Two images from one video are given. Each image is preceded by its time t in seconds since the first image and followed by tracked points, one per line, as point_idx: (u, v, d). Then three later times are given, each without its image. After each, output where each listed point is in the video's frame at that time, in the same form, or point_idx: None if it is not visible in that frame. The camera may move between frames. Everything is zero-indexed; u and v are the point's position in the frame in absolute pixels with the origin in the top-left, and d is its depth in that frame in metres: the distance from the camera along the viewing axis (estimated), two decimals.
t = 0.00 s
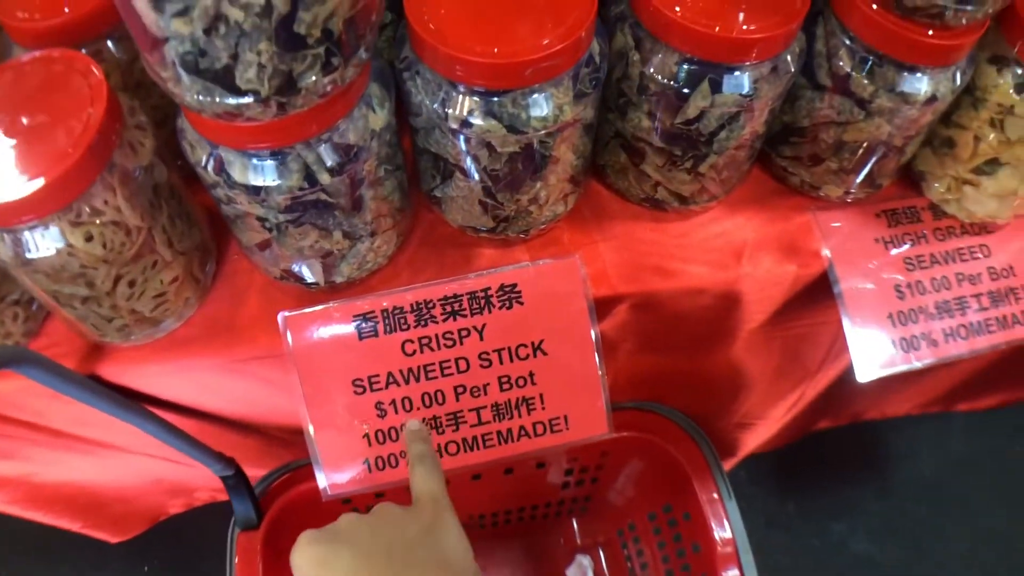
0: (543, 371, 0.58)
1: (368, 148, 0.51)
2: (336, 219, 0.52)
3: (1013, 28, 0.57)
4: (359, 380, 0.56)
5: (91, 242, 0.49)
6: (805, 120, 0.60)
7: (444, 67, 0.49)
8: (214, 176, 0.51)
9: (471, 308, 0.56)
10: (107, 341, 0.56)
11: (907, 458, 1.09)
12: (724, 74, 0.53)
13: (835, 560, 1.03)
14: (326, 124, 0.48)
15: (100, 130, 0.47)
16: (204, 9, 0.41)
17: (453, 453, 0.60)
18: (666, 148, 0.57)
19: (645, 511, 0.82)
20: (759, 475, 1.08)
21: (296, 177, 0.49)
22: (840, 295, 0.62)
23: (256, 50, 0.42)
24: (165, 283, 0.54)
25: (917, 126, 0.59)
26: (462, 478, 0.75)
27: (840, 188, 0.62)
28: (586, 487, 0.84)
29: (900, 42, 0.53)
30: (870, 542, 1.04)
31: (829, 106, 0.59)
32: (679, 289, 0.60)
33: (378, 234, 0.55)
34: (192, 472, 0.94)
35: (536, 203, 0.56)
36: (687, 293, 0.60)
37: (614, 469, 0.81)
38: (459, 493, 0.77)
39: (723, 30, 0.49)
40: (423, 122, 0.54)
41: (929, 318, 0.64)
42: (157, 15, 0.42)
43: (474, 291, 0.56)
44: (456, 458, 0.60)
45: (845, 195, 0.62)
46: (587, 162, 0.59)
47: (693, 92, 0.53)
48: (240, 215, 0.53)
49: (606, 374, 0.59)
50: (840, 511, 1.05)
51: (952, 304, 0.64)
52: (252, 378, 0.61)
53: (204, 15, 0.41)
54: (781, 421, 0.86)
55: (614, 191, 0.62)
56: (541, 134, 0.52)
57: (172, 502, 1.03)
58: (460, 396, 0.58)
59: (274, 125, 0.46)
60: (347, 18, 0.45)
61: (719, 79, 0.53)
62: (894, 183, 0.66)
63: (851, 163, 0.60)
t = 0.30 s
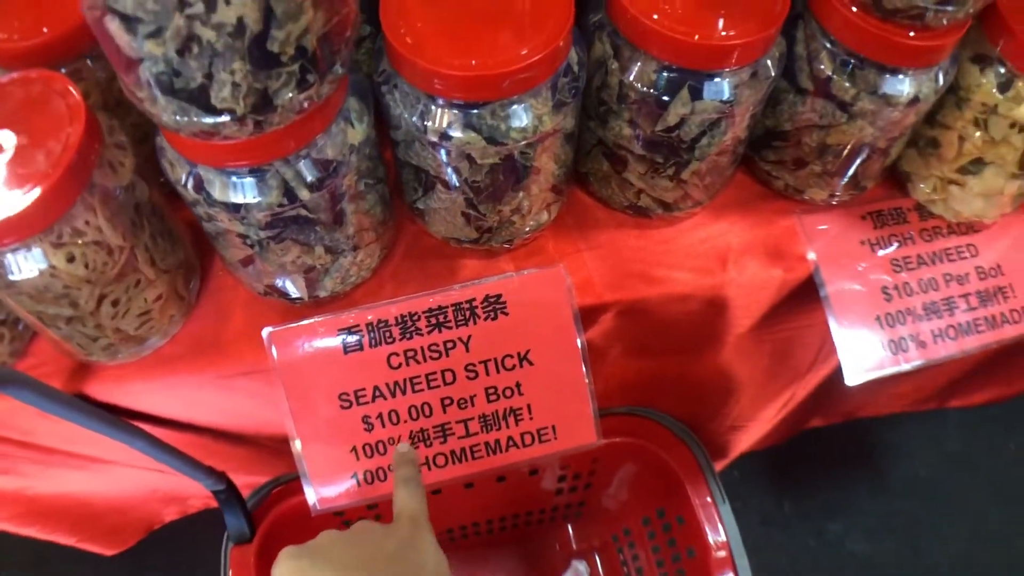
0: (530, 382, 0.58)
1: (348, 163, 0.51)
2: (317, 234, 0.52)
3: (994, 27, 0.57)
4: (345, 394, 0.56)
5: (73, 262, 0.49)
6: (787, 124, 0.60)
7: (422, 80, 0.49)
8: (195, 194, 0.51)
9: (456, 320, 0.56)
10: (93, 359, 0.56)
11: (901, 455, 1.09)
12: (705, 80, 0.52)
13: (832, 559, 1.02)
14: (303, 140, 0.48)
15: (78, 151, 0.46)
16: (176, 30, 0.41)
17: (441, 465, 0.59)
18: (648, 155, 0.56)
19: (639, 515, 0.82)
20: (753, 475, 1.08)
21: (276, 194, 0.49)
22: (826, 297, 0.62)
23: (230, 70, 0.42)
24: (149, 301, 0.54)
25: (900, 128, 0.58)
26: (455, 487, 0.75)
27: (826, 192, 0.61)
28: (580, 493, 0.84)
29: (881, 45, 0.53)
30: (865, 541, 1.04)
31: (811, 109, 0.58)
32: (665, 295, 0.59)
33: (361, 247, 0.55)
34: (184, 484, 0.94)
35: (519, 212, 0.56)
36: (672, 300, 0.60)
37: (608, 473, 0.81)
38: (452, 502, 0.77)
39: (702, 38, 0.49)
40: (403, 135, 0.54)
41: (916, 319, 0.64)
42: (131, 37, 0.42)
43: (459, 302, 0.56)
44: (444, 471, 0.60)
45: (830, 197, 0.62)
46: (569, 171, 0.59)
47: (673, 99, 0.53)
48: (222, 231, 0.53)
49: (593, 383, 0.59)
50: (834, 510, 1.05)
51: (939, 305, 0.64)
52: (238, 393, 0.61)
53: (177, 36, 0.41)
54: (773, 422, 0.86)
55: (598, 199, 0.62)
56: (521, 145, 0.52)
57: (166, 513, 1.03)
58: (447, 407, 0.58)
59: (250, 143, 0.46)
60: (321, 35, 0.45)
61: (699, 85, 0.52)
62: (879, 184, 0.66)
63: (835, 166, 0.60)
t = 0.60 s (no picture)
0: (489, 392, 0.58)
1: (290, 187, 0.52)
2: (265, 259, 0.53)
3: (930, 14, 0.57)
4: (305, 416, 0.56)
5: (24, 301, 0.49)
6: (731, 122, 0.60)
7: (360, 103, 0.49)
8: (141, 227, 0.51)
9: (412, 335, 0.56)
10: (53, 395, 0.56)
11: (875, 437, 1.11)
12: (642, 86, 0.53)
13: (813, 547, 1.03)
14: (242, 168, 0.48)
15: (20, 191, 0.46)
16: (103, 69, 0.41)
17: (406, 481, 0.59)
18: (592, 163, 0.57)
19: (616, 515, 0.83)
20: (729, 467, 1.09)
21: (220, 223, 0.49)
22: (779, 290, 0.61)
23: (161, 105, 0.42)
24: (104, 334, 0.54)
25: (842, 120, 0.59)
26: (429, 498, 0.75)
27: (774, 187, 0.62)
28: (556, 496, 0.84)
29: (817, 39, 0.53)
30: (844, 526, 1.04)
31: (752, 106, 0.59)
32: (619, 299, 0.60)
33: (312, 269, 0.56)
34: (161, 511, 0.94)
35: (468, 225, 0.56)
36: (626, 302, 0.61)
37: (581, 476, 0.81)
38: (427, 513, 0.77)
39: (640, 44, 0.50)
40: (346, 156, 0.54)
41: (871, 307, 0.63)
42: (59, 78, 0.42)
43: (414, 317, 0.56)
44: (409, 486, 0.60)
45: (778, 192, 0.62)
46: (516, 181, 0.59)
47: (612, 106, 0.53)
48: (171, 262, 0.53)
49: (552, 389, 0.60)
50: (813, 497, 1.06)
51: (893, 292, 0.63)
52: (201, 419, 0.61)
53: (105, 75, 0.41)
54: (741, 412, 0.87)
55: (548, 207, 0.62)
56: (464, 159, 0.52)
57: (144, 539, 1.03)
58: (409, 423, 0.58)
59: (189, 174, 0.46)
60: (252, 64, 0.45)
61: (637, 91, 0.53)
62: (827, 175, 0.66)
63: (781, 162, 0.61)
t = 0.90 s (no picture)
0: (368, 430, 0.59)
1: (128, 258, 0.53)
2: (116, 328, 0.54)
3: None
4: (188, 478, 0.57)
5: None
6: (575, 128, 0.59)
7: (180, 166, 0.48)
8: None
9: (281, 385, 0.56)
10: None
11: (816, 411, 1.12)
12: (469, 108, 0.52)
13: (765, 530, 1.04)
14: (71, 249, 0.48)
15: None
16: None
17: (298, 531, 0.61)
18: (437, 188, 0.55)
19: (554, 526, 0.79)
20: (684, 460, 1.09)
21: (64, 303, 0.51)
22: (655, 293, 0.60)
23: None
24: None
25: (690, 112, 0.58)
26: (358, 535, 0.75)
27: (633, 186, 0.61)
28: (498, 514, 0.82)
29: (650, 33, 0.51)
30: (799, 504, 1.05)
31: (592, 109, 0.58)
32: (490, 321, 0.59)
33: (170, 333, 0.57)
34: None
35: (318, 268, 0.56)
36: (498, 323, 0.60)
37: (513, 493, 0.79)
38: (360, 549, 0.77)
39: (459, 66, 0.49)
40: (183, 219, 0.54)
41: (754, 296, 0.60)
42: None
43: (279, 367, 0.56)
44: (300, 535, 0.61)
45: (640, 191, 0.61)
46: (362, 215, 0.59)
47: (441, 131, 0.52)
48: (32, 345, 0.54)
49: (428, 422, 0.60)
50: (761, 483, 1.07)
51: (775, 276, 0.61)
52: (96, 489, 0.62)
53: None
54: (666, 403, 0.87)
55: (404, 235, 0.60)
56: (294, 205, 0.52)
57: None
58: (291, 473, 0.59)
59: (21, 261, 0.45)
60: (60, 145, 0.46)
61: (462, 114, 0.52)
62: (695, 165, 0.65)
63: (635, 161, 0.59)
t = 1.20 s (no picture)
0: (229, 501, 0.58)
1: None
2: None
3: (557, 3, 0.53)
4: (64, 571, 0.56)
5: None
6: (388, 167, 0.58)
7: None
8: None
9: (134, 469, 0.56)
10: None
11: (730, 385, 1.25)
12: (264, 169, 0.51)
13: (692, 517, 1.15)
14: None
15: None
16: None
17: None
18: (248, 252, 0.55)
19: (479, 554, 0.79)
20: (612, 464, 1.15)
21: None
22: (498, 320, 0.58)
23: None
24: None
25: (501, 135, 0.57)
26: None
27: (461, 216, 0.60)
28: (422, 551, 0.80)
29: (434, 66, 0.50)
30: (739, 490, 1.17)
31: (403, 148, 0.56)
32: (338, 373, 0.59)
33: (19, 430, 0.55)
34: None
35: (149, 347, 0.56)
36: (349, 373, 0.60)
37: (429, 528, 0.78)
38: None
39: (241, 127, 0.49)
40: None
41: (602, 308, 0.59)
42: None
43: (129, 452, 0.55)
44: None
45: (470, 219, 0.61)
46: (189, 288, 0.58)
47: (237, 198, 0.52)
48: None
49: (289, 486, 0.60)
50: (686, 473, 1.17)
51: (619, 285, 0.60)
52: None
53: None
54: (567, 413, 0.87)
55: (237, 298, 0.60)
56: (100, 294, 0.52)
57: None
58: (160, 553, 0.58)
59: None
60: None
61: (253, 175, 0.51)
62: (527, 181, 0.64)
63: (456, 191, 0.59)
